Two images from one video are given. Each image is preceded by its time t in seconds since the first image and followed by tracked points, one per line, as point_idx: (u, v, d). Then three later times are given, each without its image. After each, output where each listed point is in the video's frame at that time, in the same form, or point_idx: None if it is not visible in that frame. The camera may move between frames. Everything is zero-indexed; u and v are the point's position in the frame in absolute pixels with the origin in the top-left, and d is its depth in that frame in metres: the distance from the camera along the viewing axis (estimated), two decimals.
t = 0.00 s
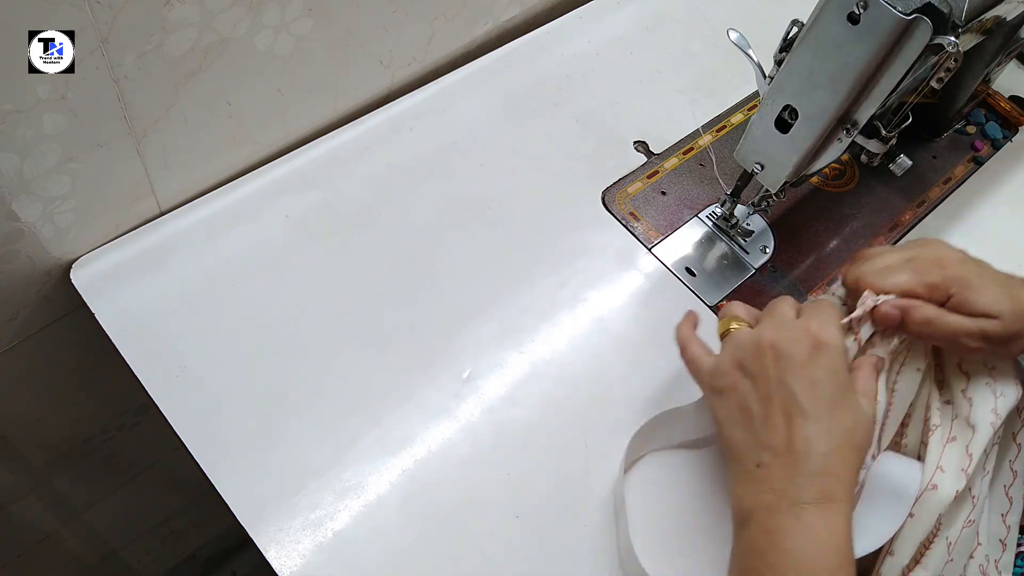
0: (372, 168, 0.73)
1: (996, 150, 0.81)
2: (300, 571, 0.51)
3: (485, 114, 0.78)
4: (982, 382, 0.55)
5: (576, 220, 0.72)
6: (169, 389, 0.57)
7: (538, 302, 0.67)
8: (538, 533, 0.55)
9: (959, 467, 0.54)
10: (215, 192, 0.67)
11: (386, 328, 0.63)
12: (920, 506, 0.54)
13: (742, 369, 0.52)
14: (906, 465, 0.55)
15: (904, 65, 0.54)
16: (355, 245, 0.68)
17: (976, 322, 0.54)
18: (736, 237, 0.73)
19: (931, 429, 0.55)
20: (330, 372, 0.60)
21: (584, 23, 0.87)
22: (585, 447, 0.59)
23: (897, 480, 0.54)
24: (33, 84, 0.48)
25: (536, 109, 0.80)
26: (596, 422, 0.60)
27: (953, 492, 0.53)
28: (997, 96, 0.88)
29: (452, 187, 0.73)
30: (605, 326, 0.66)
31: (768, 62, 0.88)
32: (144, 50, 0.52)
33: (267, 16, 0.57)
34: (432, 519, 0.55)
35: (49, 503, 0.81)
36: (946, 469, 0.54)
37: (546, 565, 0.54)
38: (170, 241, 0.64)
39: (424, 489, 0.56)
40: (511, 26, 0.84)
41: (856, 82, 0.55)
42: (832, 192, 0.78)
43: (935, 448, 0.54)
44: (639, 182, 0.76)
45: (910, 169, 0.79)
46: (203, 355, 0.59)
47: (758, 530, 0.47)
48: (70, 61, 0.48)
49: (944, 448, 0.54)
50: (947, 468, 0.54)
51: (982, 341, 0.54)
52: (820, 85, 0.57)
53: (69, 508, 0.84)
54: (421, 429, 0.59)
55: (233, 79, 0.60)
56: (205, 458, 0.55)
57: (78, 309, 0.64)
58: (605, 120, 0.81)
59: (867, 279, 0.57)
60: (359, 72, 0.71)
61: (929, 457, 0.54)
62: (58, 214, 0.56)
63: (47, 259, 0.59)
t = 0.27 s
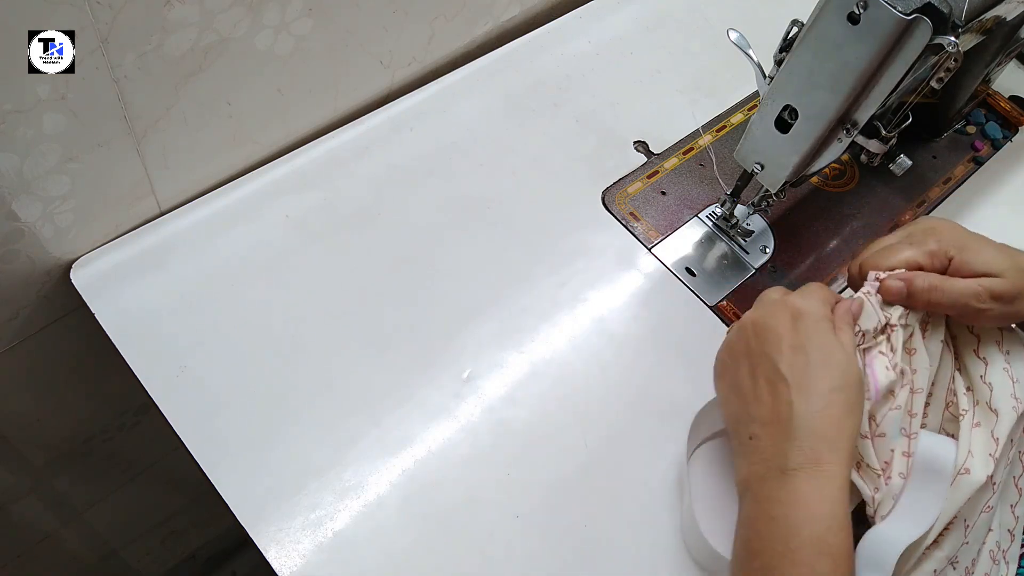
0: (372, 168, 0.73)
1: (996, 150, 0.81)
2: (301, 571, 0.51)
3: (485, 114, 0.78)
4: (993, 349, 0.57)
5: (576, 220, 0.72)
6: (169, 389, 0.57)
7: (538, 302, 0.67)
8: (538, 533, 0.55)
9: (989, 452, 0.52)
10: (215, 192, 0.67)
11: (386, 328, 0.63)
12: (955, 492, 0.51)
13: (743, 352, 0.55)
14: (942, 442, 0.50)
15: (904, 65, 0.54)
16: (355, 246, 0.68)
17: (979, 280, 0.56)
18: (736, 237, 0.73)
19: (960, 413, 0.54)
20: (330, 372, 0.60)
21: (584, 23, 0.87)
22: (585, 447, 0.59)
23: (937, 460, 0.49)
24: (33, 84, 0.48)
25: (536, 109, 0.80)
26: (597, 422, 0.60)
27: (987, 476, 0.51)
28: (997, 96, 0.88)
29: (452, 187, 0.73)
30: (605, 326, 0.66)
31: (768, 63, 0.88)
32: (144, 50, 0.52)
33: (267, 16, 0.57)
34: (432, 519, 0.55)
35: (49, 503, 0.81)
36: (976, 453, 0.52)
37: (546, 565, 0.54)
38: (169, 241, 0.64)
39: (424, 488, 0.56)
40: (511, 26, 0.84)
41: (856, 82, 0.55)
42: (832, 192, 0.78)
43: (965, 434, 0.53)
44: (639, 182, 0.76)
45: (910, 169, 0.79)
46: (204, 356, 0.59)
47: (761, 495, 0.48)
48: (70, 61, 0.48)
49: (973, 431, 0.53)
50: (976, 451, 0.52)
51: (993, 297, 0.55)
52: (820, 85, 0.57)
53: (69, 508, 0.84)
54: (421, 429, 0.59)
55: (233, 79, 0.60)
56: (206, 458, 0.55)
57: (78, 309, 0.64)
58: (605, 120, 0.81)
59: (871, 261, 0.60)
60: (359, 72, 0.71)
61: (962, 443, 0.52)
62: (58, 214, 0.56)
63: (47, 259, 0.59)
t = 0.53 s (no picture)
0: (372, 168, 0.73)
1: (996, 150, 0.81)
2: (301, 571, 0.51)
3: (485, 114, 0.78)
4: (1000, 357, 0.55)
5: (576, 220, 0.72)
6: (169, 389, 0.57)
7: (538, 302, 0.67)
8: (538, 533, 0.55)
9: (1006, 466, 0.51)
10: (215, 192, 0.67)
11: (386, 328, 0.63)
12: (966, 503, 0.51)
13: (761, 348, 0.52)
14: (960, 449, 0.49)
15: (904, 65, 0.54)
16: (355, 246, 0.68)
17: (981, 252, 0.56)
18: (736, 237, 0.73)
19: (978, 423, 0.52)
20: (330, 372, 0.60)
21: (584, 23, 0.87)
22: (585, 447, 0.59)
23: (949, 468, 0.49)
24: (33, 84, 0.48)
25: (536, 109, 0.80)
26: (597, 422, 0.60)
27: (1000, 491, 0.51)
28: (997, 95, 0.88)
29: (452, 187, 0.73)
30: (605, 326, 0.66)
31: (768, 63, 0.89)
32: (144, 50, 0.52)
33: (267, 16, 0.57)
34: (432, 519, 0.55)
35: (49, 503, 0.81)
36: (993, 466, 0.51)
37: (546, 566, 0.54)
38: (169, 241, 0.64)
39: (424, 488, 0.56)
40: (511, 26, 0.84)
41: (855, 82, 0.55)
42: (832, 192, 0.78)
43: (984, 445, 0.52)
44: (639, 182, 0.76)
45: (910, 169, 0.78)
46: (204, 356, 0.59)
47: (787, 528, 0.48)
48: (71, 61, 0.48)
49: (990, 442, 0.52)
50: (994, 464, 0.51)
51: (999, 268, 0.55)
52: (820, 85, 0.57)
53: (69, 508, 0.84)
54: (421, 429, 0.59)
55: (233, 79, 0.60)
56: (206, 458, 0.55)
57: (78, 309, 0.64)
58: (605, 120, 0.81)
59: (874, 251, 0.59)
60: (359, 72, 0.71)
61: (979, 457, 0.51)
62: (58, 214, 0.56)
63: (47, 259, 0.59)
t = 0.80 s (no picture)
0: (372, 168, 0.73)
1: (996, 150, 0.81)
2: (300, 571, 0.51)
3: (485, 114, 0.78)
4: (997, 364, 0.56)
5: (576, 220, 0.72)
6: (169, 388, 0.57)
7: (538, 302, 0.67)
8: (538, 533, 0.55)
9: (1005, 469, 0.52)
10: (215, 192, 0.67)
11: (386, 328, 0.63)
12: (965, 508, 0.51)
13: (820, 370, 0.48)
14: (955, 450, 0.50)
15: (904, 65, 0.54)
16: (354, 246, 0.68)
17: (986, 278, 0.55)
18: (736, 237, 0.73)
19: (972, 426, 0.53)
20: (329, 372, 0.60)
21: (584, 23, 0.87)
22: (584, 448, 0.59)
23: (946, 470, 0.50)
24: (33, 84, 0.48)
25: (536, 109, 0.80)
26: (597, 422, 0.60)
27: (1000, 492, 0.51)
28: (997, 96, 0.88)
29: (452, 187, 0.73)
30: (605, 326, 0.66)
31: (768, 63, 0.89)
32: (144, 50, 0.52)
33: (267, 16, 0.57)
34: (432, 519, 0.55)
35: (49, 503, 0.81)
36: (993, 469, 0.51)
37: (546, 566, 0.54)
38: (169, 241, 0.64)
39: (424, 488, 0.56)
40: (511, 26, 0.84)
41: (855, 83, 0.55)
42: (832, 192, 0.78)
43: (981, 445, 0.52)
44: (639, 182, 0.76)
45: (910, 169, 0.78)
46: (203, 356, 0.59)
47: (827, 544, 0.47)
48: (71, 61, 0.48)
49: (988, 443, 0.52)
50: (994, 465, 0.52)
51: (993, 299, 0.55)
52: (820, 85, 0.57)
53: (69, 508, 0.84)
54: (421, 429, 0.59)
55: (233, 79, 0.60)
56: (206, 458, 0.55)
57: (78, 309, 0.64)
58: (605, 120, 0.81)
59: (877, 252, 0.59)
60: (358, 72, 0.71)
61: (977, 456, 0.51)
62: (58, 214, 0.56)
63: (47, 259, 0.59)
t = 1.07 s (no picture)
0: (372, 168, 0.73)
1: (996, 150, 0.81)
2: (300, 571, 0.51)
3: (485, 114, 0.78)
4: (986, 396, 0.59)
5: (576, 220, 0.72)
6: (169, 388, 0.57)
7: (538, 302, 0.67)
8: (538, 533, 0.55)
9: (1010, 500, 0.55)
10: (215, 192, 0.67)
11: (386, 328, 0.63)
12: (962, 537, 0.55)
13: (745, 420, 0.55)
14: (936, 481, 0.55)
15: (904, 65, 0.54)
16: (355, 245, 0.68)
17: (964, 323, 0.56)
18: (736, 237, 0.73)
19: (966, 453, 0.55)
20: (329, 372, 0.60)
21: (584, 23, 0.87)
22: (584, 448, 0.59)
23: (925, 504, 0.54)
24: (33, 84, 0.48)
25: (536, 109, 0.80)
26: (597, 422, 0.60)
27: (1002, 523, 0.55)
28: (997, 96, 0.88)
29: (452, 187, 0.73)
30: (605, 326, 0.66)
31: (768, 62, 0.88)
32: (144, 50, 0.52)
33: (267, 16, 0.57)
34: (432, 518, 0.55)
35: (49, 503, 0.81)
36: (990, 498, 0.55)
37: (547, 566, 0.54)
38: (169, 241, 0.64)
39: (424, 489, 0.56)
40: (511, 26, 0.84)
41: (855, 82, 0.55)
42: (832, 192, 0.78)
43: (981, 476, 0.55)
44: (639, 182, 0.76)
45: (910, 169, 0.78)
46: (203, 356, 0.59)
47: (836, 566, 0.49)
48: (70, 61, 0.48)
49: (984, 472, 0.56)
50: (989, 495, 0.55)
51: (968, 346, 0.55)
52: (820, 85, 0.57)
53: (69, 508, 0.84)
54: (421, 429, 0.59)
55: (233, 79, 0.60)
56: (206, 459, 0.55)
57: (78, 309, 0.64)
58: (605, 119, 0.80)
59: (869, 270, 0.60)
60: (359, 73, 0.71)
61: (980, 484, 0.55)
62: (59, 214, 0.56)
63: (47, 259, 0.59)
